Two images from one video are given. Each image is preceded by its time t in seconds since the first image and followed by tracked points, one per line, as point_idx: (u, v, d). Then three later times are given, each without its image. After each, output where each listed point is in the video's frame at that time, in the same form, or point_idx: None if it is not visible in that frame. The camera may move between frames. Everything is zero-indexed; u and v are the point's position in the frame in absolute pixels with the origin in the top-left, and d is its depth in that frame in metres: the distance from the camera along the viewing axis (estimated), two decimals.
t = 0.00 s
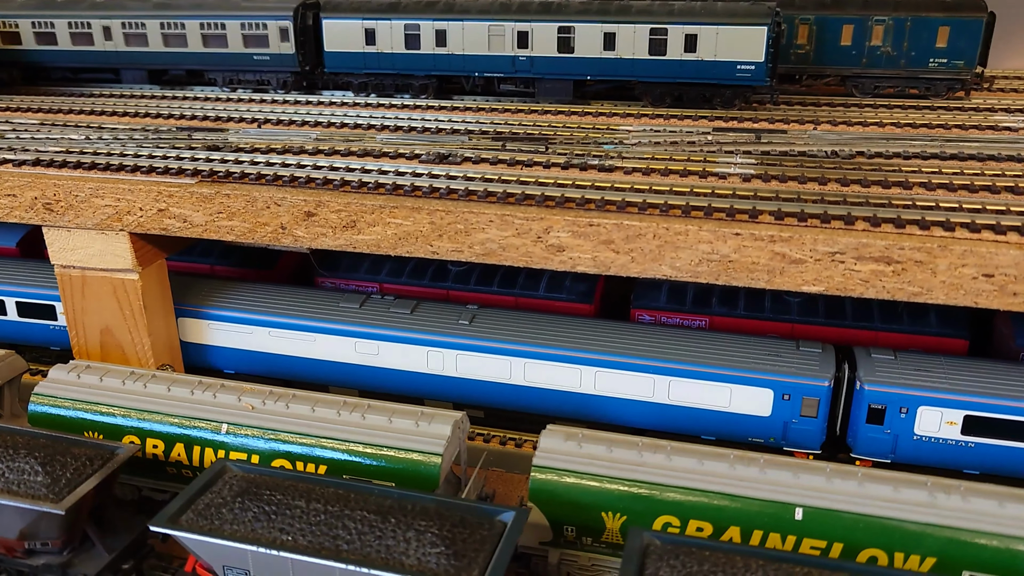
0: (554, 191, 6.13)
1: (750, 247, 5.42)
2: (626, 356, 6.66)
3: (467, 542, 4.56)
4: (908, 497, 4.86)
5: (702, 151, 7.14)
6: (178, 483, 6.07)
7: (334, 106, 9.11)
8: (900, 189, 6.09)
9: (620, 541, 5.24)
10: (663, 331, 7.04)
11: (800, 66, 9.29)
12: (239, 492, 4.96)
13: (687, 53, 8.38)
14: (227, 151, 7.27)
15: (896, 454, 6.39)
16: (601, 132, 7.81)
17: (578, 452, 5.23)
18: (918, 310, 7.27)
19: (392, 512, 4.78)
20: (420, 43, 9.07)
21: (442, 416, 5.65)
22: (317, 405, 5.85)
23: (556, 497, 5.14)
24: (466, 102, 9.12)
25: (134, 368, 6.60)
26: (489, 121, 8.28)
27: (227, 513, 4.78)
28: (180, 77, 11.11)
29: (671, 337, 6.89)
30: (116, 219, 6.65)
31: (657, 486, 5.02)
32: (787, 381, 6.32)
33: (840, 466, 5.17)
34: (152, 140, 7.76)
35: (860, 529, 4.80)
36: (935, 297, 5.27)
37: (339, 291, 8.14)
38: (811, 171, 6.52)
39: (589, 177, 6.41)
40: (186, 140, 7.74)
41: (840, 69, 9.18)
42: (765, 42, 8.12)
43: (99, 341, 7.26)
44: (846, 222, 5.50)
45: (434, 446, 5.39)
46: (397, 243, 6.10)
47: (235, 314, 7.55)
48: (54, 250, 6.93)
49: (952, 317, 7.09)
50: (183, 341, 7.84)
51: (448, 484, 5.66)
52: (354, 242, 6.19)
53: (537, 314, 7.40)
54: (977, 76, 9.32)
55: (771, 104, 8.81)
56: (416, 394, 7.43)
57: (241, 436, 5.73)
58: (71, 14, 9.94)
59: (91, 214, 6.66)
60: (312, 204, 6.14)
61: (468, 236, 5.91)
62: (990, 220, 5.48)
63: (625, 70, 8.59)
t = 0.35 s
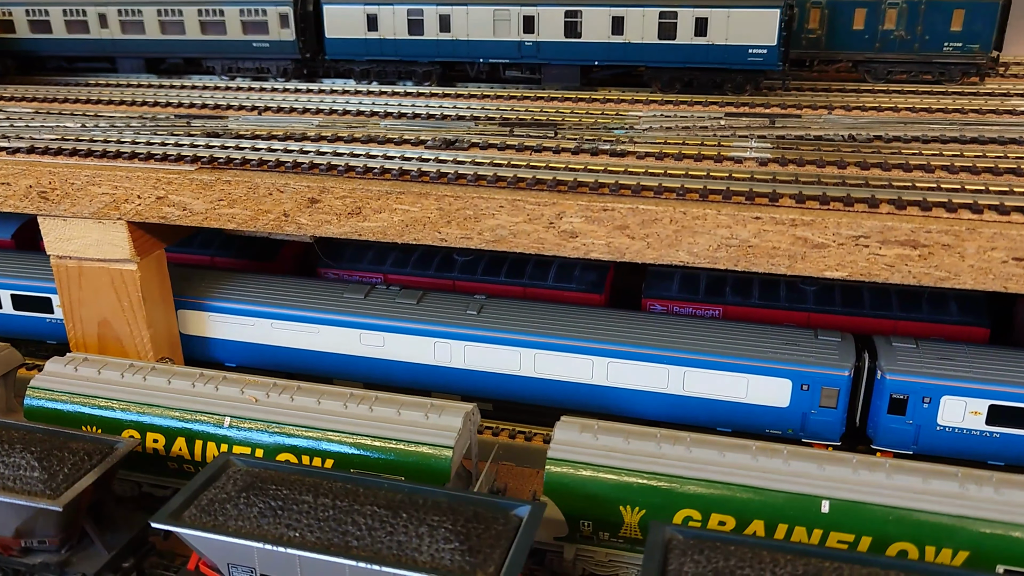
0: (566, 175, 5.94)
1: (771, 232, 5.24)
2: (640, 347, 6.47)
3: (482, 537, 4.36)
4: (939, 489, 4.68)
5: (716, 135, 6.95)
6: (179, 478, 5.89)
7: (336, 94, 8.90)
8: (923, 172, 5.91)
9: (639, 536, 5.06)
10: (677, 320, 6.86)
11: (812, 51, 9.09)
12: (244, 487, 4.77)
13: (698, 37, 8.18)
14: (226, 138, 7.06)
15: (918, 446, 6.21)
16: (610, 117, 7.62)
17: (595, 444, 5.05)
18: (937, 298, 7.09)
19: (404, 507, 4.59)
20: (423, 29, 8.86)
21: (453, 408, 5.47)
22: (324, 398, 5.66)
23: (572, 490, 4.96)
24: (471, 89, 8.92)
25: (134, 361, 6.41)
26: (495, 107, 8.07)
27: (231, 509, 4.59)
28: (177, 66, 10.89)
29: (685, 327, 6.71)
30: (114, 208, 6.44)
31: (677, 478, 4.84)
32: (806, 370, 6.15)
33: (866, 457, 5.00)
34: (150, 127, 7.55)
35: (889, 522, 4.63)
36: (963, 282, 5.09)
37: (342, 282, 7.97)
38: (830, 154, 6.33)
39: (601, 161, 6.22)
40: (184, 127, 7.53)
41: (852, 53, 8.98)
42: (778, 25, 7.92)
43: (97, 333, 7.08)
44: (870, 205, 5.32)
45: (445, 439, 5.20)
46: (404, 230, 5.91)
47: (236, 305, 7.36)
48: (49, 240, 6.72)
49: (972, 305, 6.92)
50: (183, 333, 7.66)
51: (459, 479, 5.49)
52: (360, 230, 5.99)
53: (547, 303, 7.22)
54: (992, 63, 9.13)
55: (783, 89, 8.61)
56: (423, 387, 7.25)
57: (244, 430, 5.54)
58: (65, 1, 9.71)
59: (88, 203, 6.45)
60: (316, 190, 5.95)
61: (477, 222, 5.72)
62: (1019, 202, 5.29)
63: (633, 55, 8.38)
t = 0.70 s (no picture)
0: (581, 161, 5.75)
1: (796, 217, 5.04)
2: (657, 339, 6.28)
3: (500, 535, 4.16)
4: (976, 483, 4.47)
5: (733, 121, 6.76)
6: (182, 477, 5.69)
7: (340, 83, 8.70)
8: (951, 156, 5.71)
9: (661, 534, 4.86)
10: (694, 311, 6.67)
11: (826, 38, 8.96)
12: (250, 485, 4.57)
13: (711, 23, 7.98)
14: (229, 126, 6.86)
15: (944, 440, 6.05)
16: (623, 104, 7.43)
17: (615, 439, 4.85)
18: (961, 287, 6.90)
19: (417, 505, 4.39)
20: (429, 16, 8.67)
21: (466, 402, 5.27)
22: (332, 392, 5.46)
23: (591, 487, 4.76)
24: (478, 78, 8.72)
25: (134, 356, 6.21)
26: (503, 95, 7.88)
27: (237, 508, 4.39)
28: (177, 57, 10.69)
29: (702, 318, 6.51)
30: (113, 198, 6.23)
31: (702, 474, 4.64)
32: (828, 361, 5.96)
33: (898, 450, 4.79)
34: (149, 117, 7.34)
35: (925, 519, 4.41)
36: (997, 268, 4.89)
37: (348, 275, 7.79)
38: (852, 139, 6.14)
39: (617, 147, 6.03)
40: (185, 116, 7.33)
41: (867, 39, 8.81)
42: (793, 9, 7.73)
43: (96, 329, 6.88)
44: (899, 188, 5.12)
45: (459, 434, 5.00)
46: (414, 219, 5.70)
47: (239, 299, 7.17)
48: (46, 232, 6.52)
49: (997, 295, 6.73)
50: (185, 329, 7.46)
51: (472, 475, 5.29)
52: (368, 219, 5.79)
53: (558, 295, 7.02)
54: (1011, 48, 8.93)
55: (798, 76, 8.42)
56: (432, 381, 7.06)
57: (249, 426, 5.34)
58: None
59: (86, 193, 6.24)
60: (322, 178, 5.75)
61: (490, 209, 5.52)
62: None
63: (644, 42, 8.18)
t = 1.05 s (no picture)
0: (586, 148, 5.55)
1: (811, 204, 4.85)
2: (664, 331, 6.10)
3: (505, 537, 3.97)
4: (1000, 480, 4.28)
5: (741, 107, 6.55)
6: (175, 477, 5.51)
7: (336, 72, 8.49)
8: (970, 140, 5.51)
9: (671, 533, 4.68)
10: (702, 302, 6.48)
11: (834, 23, 8.75)
12: (244, 486, 4.38)
13: (717, 7, 7.77)
14: (222, 115, 6.66)
15: (962, 434, 5.86)
16: (627, 91, 7.22)
17: (623, 436, 4.66)
18: (975, 277, 6.72)
19: (418, 505, 4.21)
20: (427, 2, 8.44)
21: (468, 397, 5.09)
22: (328, 388, 5.28)
23: (599, 485, 4.58)
24: (478, 66, 8.51)
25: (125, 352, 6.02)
26: (504, 82, 7.66)
27: (230, 510, 4.20)
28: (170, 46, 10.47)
29: (711, 309, 6.32)
30: (102, 189, 6.02)
31: (714, 472, 4.45)
32: (842, 354, 5.80)
33: (918, 446, 4.60)
34: (141, 106, 7.13)
35: (948, 517, 4.22)
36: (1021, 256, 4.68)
37: (346, 268, 7.61)
38: (865, 124, 5.94)
39: (622, 133, 5.83)
40: (177, 105, 7.12)
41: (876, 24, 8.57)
42: None
43: (87, 324, 6.68)
44: (917, 174, 4.92)
45: (461, 432, 4.82)
46: (413, 209, 5.50)
47: (234, 293, 6.98)
48: (34, 225, 6.31)
49: (1014, 285, 6.54)
50: (179, 324, 7.27)
51: (475, 474, 5.13)
52: (365, 209, 5.59)
53: (562, 287, 6.84)
54: None
55: (806, 62, 8.21)
56: (433, 376, 6.87)
57: (243, 424, 5.16)
58: None
59: (74, 184, 6.04)
60: (318, 167, 5.55)
61: (492, 198, 5.32)
62: None
63: (648, 27, 7.97)
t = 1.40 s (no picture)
0: (586, 134, 5.36)
1: (821, 189, 4.66)
2: (668, 325, 5.91)
3: (504, 537, 3.77)
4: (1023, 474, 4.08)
5: (745, 93, 6.37)
6: (160, 478, 5.30)
7: (329, 63, 8.29)
8: (983, 123, 5.32)
9: (678, 533, 4.47)
10: (706, 295, 6.29)
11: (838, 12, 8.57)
12: (230, 485, 4.18)
13: None
14: (210, 105, 6.46)
15: (976, 429, 5.69)
16: (628, 79, 7.04)
17: (627, 431, 4.47)
18: (986, 268, 6.56)
19: (413, 504, 4.00)
20: None
21: (465, 392, 4.90)
22: (320, 384, 5.08)
23: (602, 483, 4.38)
24: (474, 56, 8.32)
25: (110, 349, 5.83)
26: (501, 72, 7.48)
27: (215, 511, 3.99)
28: (161, 41, 10.28)
29: (716, 302, 6.14)
30: (86, 180, 5.81)
31: (723, 468, 4.25)
32: (852, 346, 5.63)
33: (935, 440, 4.40)
34: (128, 97, 6.93)
35: (969, 514, 4.02)
36: None
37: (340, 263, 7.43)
38: (874, 109, 5.75)
39: (624, 119, 5.64)
40: (165, 96, 6.92)
41: (880, 12, 8.41)
42: None
43: (72, 322, 6.47)
44: (931, 157, 4.73)
45: (458, 428, 4.62)
46: (407, 198, 5.31)
47: (224, 289, 6.79)
48: (17, 219, 6.09)
49: None
50: (168, 322, 7.08)
51: (472, 472, 4.95)
52: (358, 198, 5.39)
53: (562, 281, 6.65)
54: None
55: (810, 51, 8.03)
56: (430, 373, 6.68)
57: (231, 422, 4.95)
58: None
59: (58, 176, 5.82)
60: (309, 156, 5.35)
61: (489, 186, 5.12)
62: None
63: (648, 15, 7.79)
